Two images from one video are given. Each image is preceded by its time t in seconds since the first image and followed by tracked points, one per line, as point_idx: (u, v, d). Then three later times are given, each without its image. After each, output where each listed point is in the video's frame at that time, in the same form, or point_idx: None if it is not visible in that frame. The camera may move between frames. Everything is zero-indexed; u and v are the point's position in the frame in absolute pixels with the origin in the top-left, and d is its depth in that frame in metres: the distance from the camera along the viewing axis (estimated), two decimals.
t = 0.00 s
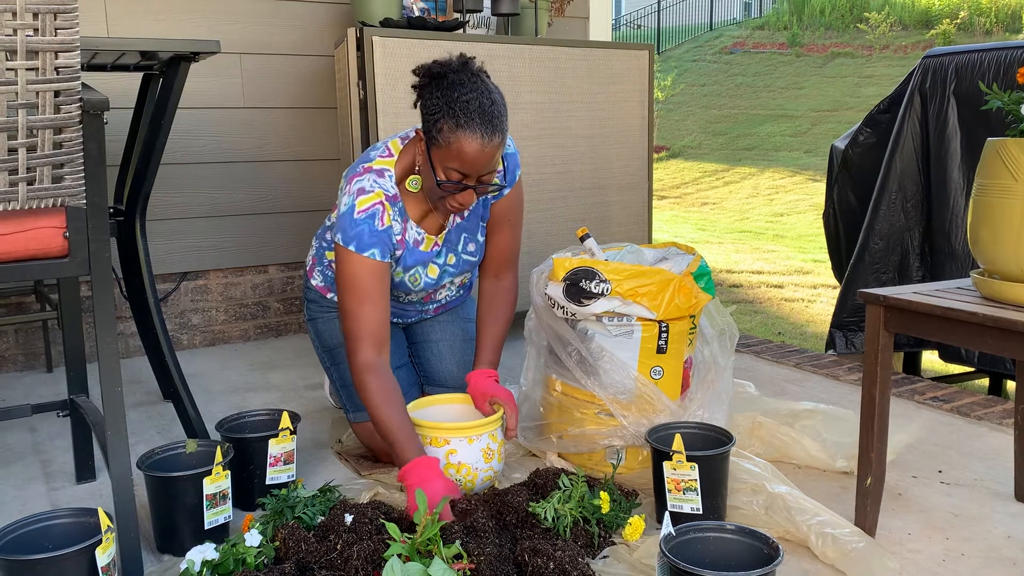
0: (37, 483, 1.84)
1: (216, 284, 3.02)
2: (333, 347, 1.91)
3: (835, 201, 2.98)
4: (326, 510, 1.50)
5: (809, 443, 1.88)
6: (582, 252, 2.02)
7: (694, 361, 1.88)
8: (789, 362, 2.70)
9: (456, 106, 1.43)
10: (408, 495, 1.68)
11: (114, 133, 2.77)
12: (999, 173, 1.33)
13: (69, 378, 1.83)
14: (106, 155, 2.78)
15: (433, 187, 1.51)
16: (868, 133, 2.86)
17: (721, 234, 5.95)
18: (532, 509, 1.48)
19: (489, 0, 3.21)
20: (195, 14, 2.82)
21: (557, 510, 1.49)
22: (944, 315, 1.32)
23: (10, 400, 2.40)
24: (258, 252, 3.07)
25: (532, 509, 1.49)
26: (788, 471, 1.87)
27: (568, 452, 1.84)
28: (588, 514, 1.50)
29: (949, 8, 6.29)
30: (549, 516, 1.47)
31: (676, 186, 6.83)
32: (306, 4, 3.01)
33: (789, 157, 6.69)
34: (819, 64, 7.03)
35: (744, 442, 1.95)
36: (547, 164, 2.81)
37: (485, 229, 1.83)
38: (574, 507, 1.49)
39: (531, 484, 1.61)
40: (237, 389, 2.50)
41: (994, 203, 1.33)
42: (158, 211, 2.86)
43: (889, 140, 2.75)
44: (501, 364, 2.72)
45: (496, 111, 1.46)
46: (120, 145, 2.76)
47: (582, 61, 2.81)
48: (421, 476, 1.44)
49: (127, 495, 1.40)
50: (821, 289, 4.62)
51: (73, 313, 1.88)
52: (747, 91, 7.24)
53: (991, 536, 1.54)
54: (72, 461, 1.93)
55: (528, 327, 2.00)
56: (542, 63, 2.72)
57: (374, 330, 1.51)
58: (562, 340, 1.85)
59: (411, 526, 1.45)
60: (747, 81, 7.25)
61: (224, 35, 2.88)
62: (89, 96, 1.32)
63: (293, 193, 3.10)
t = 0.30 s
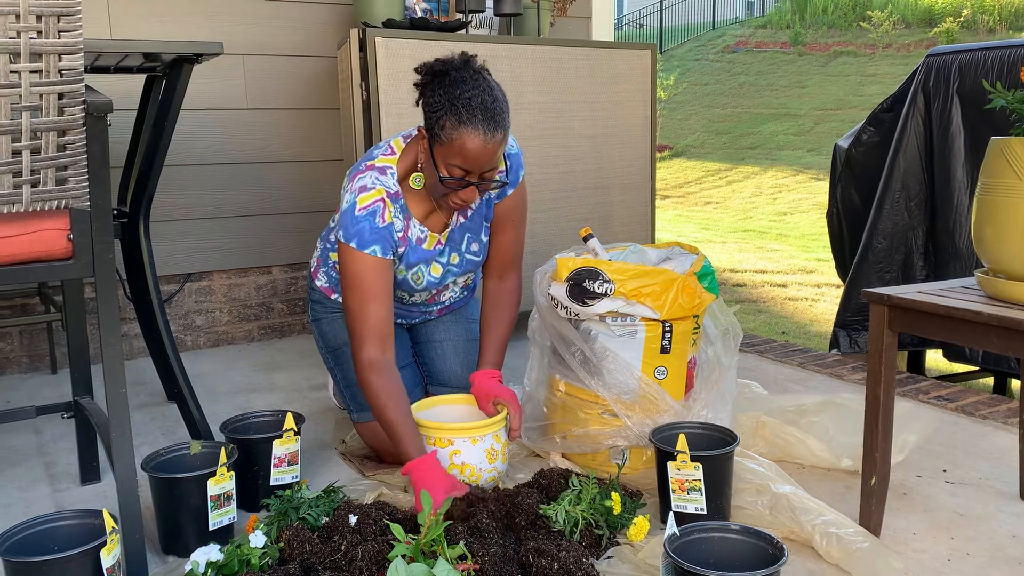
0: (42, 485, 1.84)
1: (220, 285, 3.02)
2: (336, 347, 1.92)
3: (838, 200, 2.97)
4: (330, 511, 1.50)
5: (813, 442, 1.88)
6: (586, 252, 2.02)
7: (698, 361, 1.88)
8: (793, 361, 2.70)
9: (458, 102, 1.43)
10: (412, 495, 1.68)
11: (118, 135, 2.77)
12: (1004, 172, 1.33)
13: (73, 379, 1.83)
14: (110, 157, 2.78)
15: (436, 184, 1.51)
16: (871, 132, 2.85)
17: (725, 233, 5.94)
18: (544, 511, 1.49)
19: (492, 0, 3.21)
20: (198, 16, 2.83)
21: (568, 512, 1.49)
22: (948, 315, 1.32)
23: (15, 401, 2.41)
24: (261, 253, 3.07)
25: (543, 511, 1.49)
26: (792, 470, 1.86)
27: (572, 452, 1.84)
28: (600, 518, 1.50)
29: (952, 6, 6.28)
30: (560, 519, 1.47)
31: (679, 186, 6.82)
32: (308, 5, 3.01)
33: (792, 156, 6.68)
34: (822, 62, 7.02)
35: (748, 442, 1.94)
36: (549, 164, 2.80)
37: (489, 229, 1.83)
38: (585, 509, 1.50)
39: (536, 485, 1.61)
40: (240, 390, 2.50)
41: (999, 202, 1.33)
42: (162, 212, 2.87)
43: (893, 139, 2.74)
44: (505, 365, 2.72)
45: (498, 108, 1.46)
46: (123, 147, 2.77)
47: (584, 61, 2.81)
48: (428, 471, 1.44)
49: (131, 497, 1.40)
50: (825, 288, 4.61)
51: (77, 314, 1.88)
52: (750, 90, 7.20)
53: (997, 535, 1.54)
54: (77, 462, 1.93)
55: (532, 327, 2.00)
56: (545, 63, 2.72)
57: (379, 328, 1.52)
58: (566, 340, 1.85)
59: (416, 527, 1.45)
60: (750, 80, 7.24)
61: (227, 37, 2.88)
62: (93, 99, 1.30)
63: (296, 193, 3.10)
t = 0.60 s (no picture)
0: (46, 487, 1.85)
1: (224, 287, 3.03)
2: (340, 349, 1.92)
3: (842, 199, 2.97)
4: (335, 513, 1.50)
5: (818, 443, 1.87)
6: (589, 253, 2.01)
7: (702, 361, 1.88)
8: (797, 361, 2.69)
9: (458, 103, 1.42)
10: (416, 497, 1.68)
11: (121, 137, 2.78)
12: (1010, 171, 1.32)
13: (77, 381, 1.83)
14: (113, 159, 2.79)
15: (437, 185, 1.50)
16: (875, 132, 2.85)
17: (728, 233, 5.94)
18: (550, 512, 1.48)
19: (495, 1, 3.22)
20: (201, 18, 2.83)
21: (574, 513, 1.49)
22: (954, 315, 1.31)
23: (19, 403, 2.41)
24: (265, 254, 3.07)
25: (549, 512, 1.49)
26: (797, 471, 1.86)
27: (576, 453, 1.84)
28: (605, 519, 1.50)
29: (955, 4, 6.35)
30: (566, 520, 1.47)
31: (682, 186, 6.81)
32: (311, 7, 3.01)
33: (796, 155, 6.67)
34: (825, 62, 7.01)
35: (753, 442, 1.94)
36: (553, 165, 2.80)
37: (491, 230, 1.82)
38: (591, 510, 1.49)
39: (541, 486, 1.61)
40: (244, 392, 2.50)
41: (1005, 201, 1.32)
42: (166, 214, 2.87)
43: (897, 139, 2.74)
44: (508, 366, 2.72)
45: (499, 109, 1.46)
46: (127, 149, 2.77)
47: (588, 61, 2.81)
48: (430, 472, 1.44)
49: (135, 499, 1.40)
50: (829, 288, 4.61)
51: (81, 317, 1.88)
52: (753, 89, 7.20)
53: (1003, 536, 1.53)
54: (81, 465, 1.93)
55: (536, 328, 2.00)
56: (548, 63, 2.72)
57: (385, 330, 1.52)
58: (570, 341, 1.85)
59: (420, 529, 1.45)
60: (754, 79, 7.23)
61: (231, 38, 2.88)
62: (96, 100, 1.30)
63: (300, 195, 3.10)
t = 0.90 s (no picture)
0: (49, 488, 1.84)
1: (227, 287, 3.03)
2: (344, 350, 1.91)
3: (846, 199, 2.95)
4: (337, 514, 1.50)
5: (822, 443, 1.86)
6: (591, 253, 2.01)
7: (705, 361, 1.87)
8: (801, 362, 2.68)
9: (464, 101, 1.42)
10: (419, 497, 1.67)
11: (124, 138, 2.78)
12: (1015, 170, 1.31)
13: (80, 382, 1.83)
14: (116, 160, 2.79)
15: (441, 184, 1.50)
16: (879, 132, 2.84)
17: (732, 233, 5.93)
18: (554, 513, 1.48)
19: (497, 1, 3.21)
20: (203, 19, 2.83)
21: (579, 514, 1.48)
22: (958, 315, 1.31)
23: (22, 404, 2.41)
24: (268, 255, 3.07)
25: (553, 513, 1.48)
26: (801, 471, 1.85)
27: (579, 454, 1.83)
28: (609, 520, 1.49)
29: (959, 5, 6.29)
30: (571, 522, 1.46)
31: (685, 186, 6.80)
32: (314, 7, 3.01)
33: (800, 156, 6.65)
34: (829, 62, 6.99)
35: (756, 443, 1.93)
36: (556, 165, 2.80)
37: (494, 229, 1.82)
38: (596, 512, 1.49)
39: (545, 487, 1.61)
40: (247, 392, 2.50)
41: (1011, 201, 1.32)
42: (168, 215, 2.87)
43: (901, 138, 2.73)
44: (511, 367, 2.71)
45: (504, 107, 1.46)
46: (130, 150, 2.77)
47: (591, 61, 2.81)
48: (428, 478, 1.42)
49: (138, 500, 1.40)
50: (833, 288, 4.59)
51: (83, 318, 1.88)
52: (756, 89, 7.20)
53: (1008, 537, 1.52)
54: (84, 465, 1.93)
55: (539, 329, 1.99)
56: (551, 63, 2.72)
57: (387, 331, 1.51)
58: (573, 341, 1.84)
59: (423, 530, 1.45)
60: (757, 79, 7.22)
61: (233, 39, 2.88)
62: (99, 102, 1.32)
63: (303, 196, 3.10)
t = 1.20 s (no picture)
0: (50, 488, 1.84)
1: (229, 288, 3.03)
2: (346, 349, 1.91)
3: (849, 200, 2.95)
4: (338, 514, 1.50)
5: (825, 445, 1.86)
6: (594, 253, 2.00)
7: (708, 362, 1.87)
8: (804, 362, 2.68)
9: (469, 92, 1.42)
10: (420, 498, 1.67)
11: (126, 138, 2.78)
12: (1018, 170, 1.31)
13: (82, 382, 1.83)
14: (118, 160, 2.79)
15: (443, 174, 1.50)
16: (881, 132, 2.84)
17: (734, 234, 5.93)
18: (554, 515, 1.47)
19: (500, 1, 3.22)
20: (205, 19, 2.83)
21: (580, 514, 1.47)
22: (961, 315, 1.30)
23: (24, 404, 2.41)
24: (270, 255, 3.07)
25: (554, 515, 1.47)
26: (803, 473, 1.85)
27: (581, 455, 1.83)
28: (609, 520, 1.49)
29: (961, 5, 6.31)
30: (572, 523, 1.45)
31: (687, 187, 6.80)
32: (316, 8, 3.01)
33: (802, 156, 6.65)
34: (831, 62, 6.99)
35: (759, 444, 1.93)
36: (558, 165, 2.80)
37: (496, 225, 1.82)
38: (596, 512, 1.48)
39: (546, 488, 1.61)
40: (248, 393, 2.50)
41: (1014, 201, 1.31)
42: (170, 215, 2.87)
43: (903, 138, 2.72)
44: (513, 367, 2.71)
45: (509, 100, 1.46)
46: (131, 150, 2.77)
47: (593, 61, 2.80)
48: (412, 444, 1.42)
49: (139, 501, 1.39)
50: (835, 289, 4.59)
51: (85, 318, 1.88)
52: (758, 90, 7.20)
53: (1011, 538, 1.52)
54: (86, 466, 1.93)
55: (541, 329, 1.99)
56: (553, 64, 2.71)
57: (377, 322, 1.52)
58: (575, 342, 1.84)
59: (424, 530, 1.44)
60: (759, 80, 7.21)
61: (235, 39, 2.88)
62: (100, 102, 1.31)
63: (304, 196, 3.10)
